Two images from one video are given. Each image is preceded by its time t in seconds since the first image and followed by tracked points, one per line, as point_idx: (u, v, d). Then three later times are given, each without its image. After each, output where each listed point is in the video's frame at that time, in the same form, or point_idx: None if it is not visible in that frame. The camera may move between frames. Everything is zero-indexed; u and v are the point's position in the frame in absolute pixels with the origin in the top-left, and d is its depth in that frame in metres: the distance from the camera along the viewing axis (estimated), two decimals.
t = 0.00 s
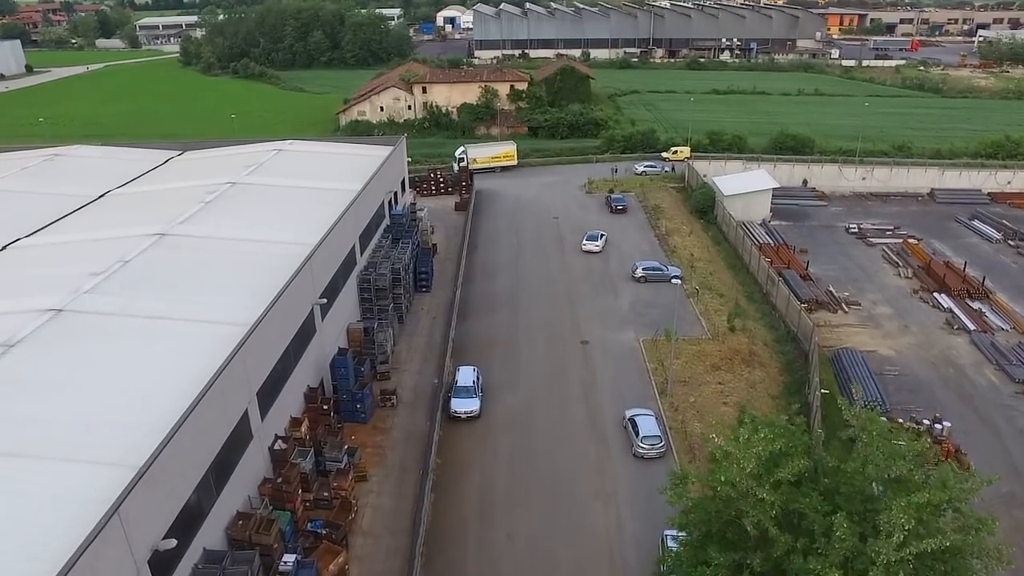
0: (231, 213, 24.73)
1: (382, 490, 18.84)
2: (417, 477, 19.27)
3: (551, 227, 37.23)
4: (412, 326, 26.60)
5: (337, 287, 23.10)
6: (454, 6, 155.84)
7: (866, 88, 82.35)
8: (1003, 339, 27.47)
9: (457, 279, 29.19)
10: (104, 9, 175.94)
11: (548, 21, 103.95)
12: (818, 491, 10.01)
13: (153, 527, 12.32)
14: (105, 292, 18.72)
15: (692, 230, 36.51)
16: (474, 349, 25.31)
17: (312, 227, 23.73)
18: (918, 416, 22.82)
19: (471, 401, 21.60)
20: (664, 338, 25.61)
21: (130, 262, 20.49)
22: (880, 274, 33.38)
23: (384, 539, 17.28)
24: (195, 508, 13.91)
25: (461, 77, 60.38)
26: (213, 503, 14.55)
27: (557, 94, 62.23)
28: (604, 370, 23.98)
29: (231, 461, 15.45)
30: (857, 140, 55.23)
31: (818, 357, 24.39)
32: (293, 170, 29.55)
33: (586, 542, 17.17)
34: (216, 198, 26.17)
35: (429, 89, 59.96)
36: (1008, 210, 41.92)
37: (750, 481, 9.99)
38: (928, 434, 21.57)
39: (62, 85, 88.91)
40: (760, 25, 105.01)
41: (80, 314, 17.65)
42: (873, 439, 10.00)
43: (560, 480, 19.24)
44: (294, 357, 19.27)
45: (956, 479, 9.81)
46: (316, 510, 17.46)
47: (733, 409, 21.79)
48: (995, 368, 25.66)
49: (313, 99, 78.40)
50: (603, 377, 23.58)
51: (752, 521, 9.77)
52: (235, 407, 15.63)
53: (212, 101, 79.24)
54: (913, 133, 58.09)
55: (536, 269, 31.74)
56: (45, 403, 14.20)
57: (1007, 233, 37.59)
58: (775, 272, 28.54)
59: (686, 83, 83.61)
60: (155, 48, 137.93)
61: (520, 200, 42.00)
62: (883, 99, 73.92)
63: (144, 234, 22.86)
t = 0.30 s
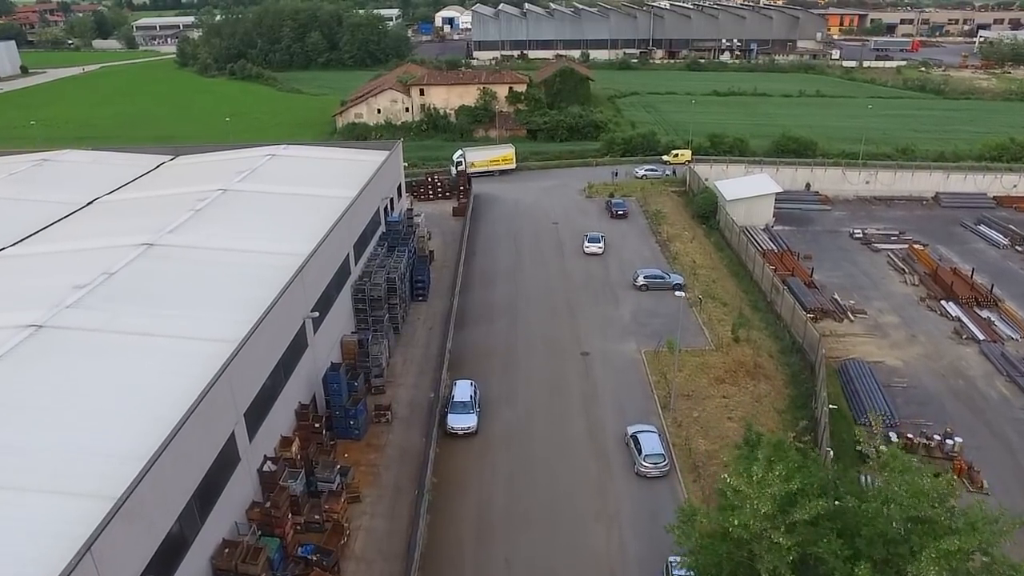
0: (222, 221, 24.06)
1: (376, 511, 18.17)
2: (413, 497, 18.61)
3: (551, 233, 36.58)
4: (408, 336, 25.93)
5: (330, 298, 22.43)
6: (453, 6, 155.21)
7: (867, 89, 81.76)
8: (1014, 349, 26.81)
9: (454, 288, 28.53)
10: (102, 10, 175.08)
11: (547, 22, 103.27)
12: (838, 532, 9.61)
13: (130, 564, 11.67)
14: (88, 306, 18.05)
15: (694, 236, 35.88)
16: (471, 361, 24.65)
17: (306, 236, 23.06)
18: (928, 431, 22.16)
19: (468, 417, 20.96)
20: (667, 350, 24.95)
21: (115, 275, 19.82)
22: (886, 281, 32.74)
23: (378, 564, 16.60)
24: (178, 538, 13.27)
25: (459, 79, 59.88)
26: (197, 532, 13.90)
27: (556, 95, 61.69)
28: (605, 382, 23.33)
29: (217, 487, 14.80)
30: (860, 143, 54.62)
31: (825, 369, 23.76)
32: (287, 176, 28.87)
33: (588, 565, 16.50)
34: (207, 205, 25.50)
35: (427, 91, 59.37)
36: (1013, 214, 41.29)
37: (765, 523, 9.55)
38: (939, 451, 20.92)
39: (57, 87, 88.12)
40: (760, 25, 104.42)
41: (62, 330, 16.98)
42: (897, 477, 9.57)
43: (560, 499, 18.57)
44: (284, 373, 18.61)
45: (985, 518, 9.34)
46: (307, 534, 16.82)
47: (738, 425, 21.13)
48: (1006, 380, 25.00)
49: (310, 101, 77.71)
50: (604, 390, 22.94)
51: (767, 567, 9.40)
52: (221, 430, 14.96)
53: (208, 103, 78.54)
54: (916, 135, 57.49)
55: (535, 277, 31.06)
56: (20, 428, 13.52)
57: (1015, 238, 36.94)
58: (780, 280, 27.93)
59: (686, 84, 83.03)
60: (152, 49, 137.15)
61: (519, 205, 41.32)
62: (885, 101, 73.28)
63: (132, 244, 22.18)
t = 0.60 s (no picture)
0: (210, 231, 23.31)
1: (367, 537, 17.44)
2: (406, 521, 17.88)
3: (549, 239, 35.88)
4: (402, 349, 25.20)
5: (322, 311, 21.69)
6: (451, 7, 154.56)
7: (868, 90, 81.14)
8: None
9: (450, 297, 27.81)
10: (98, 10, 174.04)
11: (546, 22, 102.46)
12: None
13: None
14: (66, 323, 17.31)
15: (695, 243, 35.18)
16: (468, 375, 23.92)
17: (296, 246, 22.30)
18: (939, 447, 21.44)
19: (463, 435, 20.25)
20: (669, 363, 24.22)
21: (97, 289, 19.08)
22: (891, 289, 32.06)
23: None
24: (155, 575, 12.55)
25: (456, 81, 58.92)
26: (176, 567, 13.19)
27: (554, 98, 60.91)
28: (606, 398, 22.63)
29: (198, 518, 14.08)
30: (862, 146, 53.97)
31: (832, 383, 23.06)
32: (279, 183, 28.10)
33: None
34: (194, 214, 24.76)
35: (423, 93, 58.52)
36: (1019, 219, 40.63)
37: None
38: (951, 469, 20.20)
39: (50, 89, 87.23)
40: (760, 26, 103.78)
41: (37, 349, 16.23)
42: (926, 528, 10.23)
43: (560, 523, 17.85)
44: (271, 392, 17.88)
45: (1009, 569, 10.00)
46: (295, 562, 16.14)
47: (743, 443, 20.44)
48: (1017, 393, 24.30)
49: (306, 103, 76.92)
50: (605, 406, 22.23)
51: None
52: (202, 457, 14.25)
53: (203, 105, 77.70)
54: (918, 137, 56.88)
55: (533, 285, 30.32)
56: None
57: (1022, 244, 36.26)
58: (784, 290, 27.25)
59: (686, 85, 82.42)
60: (148, 49, 136.35)
61: (517, 210, 40.61)
62: (887, 103, 72.62)
63: (115, 256, 21.43)
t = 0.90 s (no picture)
0: (196, 242, 22.52)
1: (357, 566, 16.68)
2: (398, 549, 17.11)
3: (547, 246, 35.11)
4: (395, 363, 24.42)
5: (312, 326, 20.91)
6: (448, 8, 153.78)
7: (869, 92, 80.47)
8: None
9: (446, 309, 27.04)
10: (93, 10, 172.95)
11: (544, 23, 101.50)
12: None
13: None
14: (41, 344, 16.53)
15: (696, 250, 34.44)
16: (463, 391, 23.14)
17: (285, 259, 21.51)
18: (951, 466, 20.70)
19: (458, 456, 19.50)
20: (671, 378, 23.45)
21: (76, 306, 18.31)
22: (897, 297, 31.32)
23: None
24: None
25: (453, 83, 57.93)
26: None
27: (552, 100, 61.13)
28: (606, 415, 21.87)
29: (175, 554, 13.34)
30: (864, 149, 53.29)
31: (839, 399, 22.34)
32: (270, 191, 27.33)
33: None
34: (181, 225, 23.98)
35: (419, 96, 57.59)
36: None
37: None
38: (964, 490, 19.47)
39: (43, 90, 86.33)
40: (759, 26, 103.06)
41: (9, 372, 15.46)
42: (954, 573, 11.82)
43: (559, 549, 17.09)
44: (257, 415, 17.11)
45: None
46: None
47: (748, 464, 19.71)
48: None
49: (302, 105, 76.17)
50: (605, 424, 21.48)
51: None
52: (181, 490, 13.50)
53: (198, 107, 76.86)
54: (920, 140, 56.20)
55: (531, 296, 29.54)
56: None
57: None
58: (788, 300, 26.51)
59: (685, 87, 81.83)
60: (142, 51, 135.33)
61: (514, 216, 39.85)
62: (888, 104, 71.92)
63: (97, 269, 20.65)
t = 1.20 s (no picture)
0: (180, 255, 21.64)
1: None
2: None
3: (545, 254, 34.31)
4: (387, 379, 23.59)
5: (299, 344, 20.06)
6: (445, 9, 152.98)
7: (869, 93, 79.84)
8: None
9: (440, 321, 26.23)
10: (87, 11, 171.73)
11: (541, 24, 100.66)
12: None
13: None
14: (11, 367, 15.70)
15: (698, 258, 33.64)
16: (458, 409, 22.31)
17: (272, 273, 20.65)
18: (965, 488, 19.91)
19: (451, 481, 18.67)
20: (673, 395, 22.64)
21: (50, 325, 17.47)
22: (903, 307, 30.55)
23: None
24: None
25: (448, 86, 56.90)
26: None
27: (550, 102, 60.37)
28: (607, 435, 21.06)
29: None
30: (866, 153, 52.58)
31: (847, 417, 21.55)
32: (258, 201, 26.47)
33: None
34: (165, 236, 23.14)
35: (415, 99, 56.69)
36: None
37: None
38: (979, 515, 18.68)
39: (35, 93, 85.37)
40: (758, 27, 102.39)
41: None
42: None
43: None
44: (240, 441, 16.28)
45: None
46: None
47: (754, 487, 18.92)
48: None
49: (297, 108, 75.36)
50: (606, 444, 20.67)
51: None
52: (154, 529, 12.68)
53: (191, 109, 75.97)
54: (922, 143, 55.52)
55: (528, 306, 28.73)
56: None
57: None
58: (793, 312, 25.73)
59: (684, 88, 81.22)
60: (137, 52, 134.33)
61: (511, 223, 39.05)
62: (889, 106, 71.24)
63: (75, 284, 19.80)
